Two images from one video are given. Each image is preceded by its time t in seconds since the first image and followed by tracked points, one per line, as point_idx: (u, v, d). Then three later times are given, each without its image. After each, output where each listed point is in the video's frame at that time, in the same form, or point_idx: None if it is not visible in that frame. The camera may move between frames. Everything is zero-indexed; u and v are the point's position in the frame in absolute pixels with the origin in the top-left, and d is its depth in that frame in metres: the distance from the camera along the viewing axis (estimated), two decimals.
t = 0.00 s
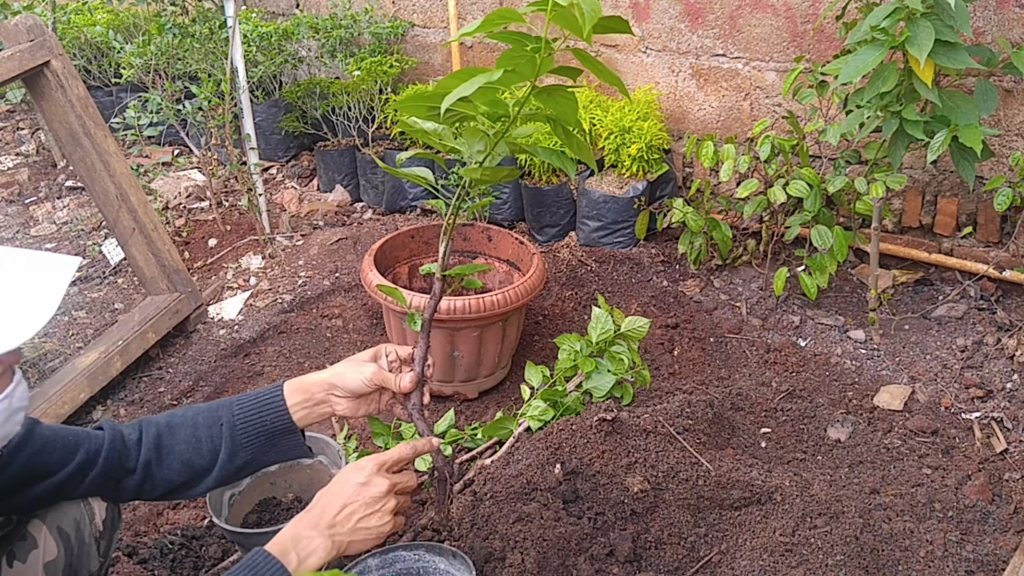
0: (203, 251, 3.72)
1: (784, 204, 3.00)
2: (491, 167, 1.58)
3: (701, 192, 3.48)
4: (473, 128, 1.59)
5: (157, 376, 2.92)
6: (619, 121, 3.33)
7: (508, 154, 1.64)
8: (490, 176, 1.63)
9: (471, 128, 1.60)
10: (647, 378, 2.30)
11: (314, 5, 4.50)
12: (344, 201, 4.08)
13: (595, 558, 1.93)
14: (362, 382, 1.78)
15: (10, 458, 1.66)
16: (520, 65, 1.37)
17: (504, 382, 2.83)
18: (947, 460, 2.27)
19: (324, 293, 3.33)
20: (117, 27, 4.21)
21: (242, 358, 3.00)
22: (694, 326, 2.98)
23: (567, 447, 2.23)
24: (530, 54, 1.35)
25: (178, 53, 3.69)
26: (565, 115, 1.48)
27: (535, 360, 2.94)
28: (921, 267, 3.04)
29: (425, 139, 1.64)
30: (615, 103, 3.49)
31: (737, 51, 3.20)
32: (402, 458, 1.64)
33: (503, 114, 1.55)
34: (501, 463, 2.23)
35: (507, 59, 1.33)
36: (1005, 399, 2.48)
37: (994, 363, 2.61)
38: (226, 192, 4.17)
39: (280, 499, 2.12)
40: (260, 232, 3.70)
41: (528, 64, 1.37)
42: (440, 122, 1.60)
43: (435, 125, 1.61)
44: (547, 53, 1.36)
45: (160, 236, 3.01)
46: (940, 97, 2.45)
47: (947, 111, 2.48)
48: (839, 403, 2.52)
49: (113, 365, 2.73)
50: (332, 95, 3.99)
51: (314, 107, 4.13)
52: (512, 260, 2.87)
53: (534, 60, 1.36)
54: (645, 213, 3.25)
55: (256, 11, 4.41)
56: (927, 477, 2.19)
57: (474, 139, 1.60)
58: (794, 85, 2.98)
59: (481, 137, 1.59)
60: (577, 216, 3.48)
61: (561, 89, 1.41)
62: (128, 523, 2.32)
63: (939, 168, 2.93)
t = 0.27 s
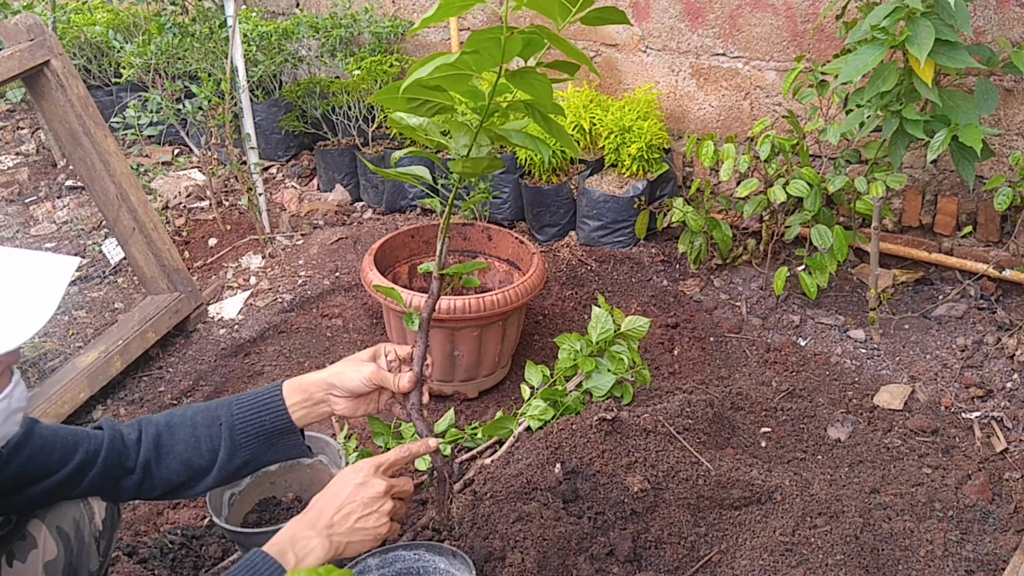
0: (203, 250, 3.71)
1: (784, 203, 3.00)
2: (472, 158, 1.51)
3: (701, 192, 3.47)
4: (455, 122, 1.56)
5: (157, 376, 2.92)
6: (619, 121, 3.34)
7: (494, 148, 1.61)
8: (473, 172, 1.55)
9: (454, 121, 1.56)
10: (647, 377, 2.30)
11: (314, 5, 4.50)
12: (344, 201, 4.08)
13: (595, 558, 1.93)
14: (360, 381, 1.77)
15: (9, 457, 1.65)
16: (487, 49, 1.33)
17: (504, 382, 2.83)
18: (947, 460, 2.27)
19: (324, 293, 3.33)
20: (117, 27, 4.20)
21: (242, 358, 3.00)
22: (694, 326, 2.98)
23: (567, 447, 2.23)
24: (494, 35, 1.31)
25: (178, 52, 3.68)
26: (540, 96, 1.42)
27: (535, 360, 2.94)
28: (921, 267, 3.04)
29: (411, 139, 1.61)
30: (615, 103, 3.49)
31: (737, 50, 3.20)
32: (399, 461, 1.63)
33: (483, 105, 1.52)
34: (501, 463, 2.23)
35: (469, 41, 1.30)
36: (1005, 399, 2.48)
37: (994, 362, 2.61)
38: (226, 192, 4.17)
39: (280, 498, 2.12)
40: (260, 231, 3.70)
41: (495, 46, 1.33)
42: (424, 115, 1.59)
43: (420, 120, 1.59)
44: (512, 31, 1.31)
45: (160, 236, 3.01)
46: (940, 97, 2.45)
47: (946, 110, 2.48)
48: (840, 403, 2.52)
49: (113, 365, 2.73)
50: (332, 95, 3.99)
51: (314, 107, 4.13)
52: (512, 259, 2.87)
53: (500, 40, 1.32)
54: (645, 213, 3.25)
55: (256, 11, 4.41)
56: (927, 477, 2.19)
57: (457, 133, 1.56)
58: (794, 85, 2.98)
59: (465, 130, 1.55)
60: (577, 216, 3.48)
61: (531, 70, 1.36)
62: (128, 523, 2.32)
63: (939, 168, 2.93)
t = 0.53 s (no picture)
0: (203, 251, 3.71)
1: (784, 203, 3.01)
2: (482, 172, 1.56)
3: (701, 192, 3.47)
4: (463, 133, 1.59)
5: (157, 376, 2.92)
6: (619, 121, 3.34)
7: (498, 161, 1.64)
8: (478, 184, 1.60)
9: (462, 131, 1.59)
10: (647, 378, 2.30)
11: (314, 5, 4.50)
12: (344, 201, 4.08)
13: (595, 558, 1.93)
14: (362, 384, 1.77)
15: (10, 459, 1.66)
16: (501, 72, 1.35)
17: (504, 382, 2.83)
18: (947, 460, 2.27)
19: (324, 293, 3.33)
20: (117, 27, 4.20)
21: (242, 358, 3.00)
22: (694, 326, 2.98)
23: (567, 447, 2.23)
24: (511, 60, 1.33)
25: (178, 52, 3.69)
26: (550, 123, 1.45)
27: (535, 360, 2.94)
28: (921, 267, 3.04)
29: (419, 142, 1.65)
30: (615, 103, 3.49)
31: (737, 51, 3.20)
32: (397, 462, 1.63)
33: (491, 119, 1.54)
34: (501, 463, 2.23)
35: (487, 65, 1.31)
36: (1005, 399, 2.48)
37: (994, 363, 2.61)
38: (226, 192, 4.17)
39: (280, 499, 2.12)
40: (260, 232, 3.70)
41: (509, 70, 1.35)
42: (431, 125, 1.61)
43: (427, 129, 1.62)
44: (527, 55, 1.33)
45: (160, 236, 3.01)
46: (940, 97, 2.45)
47: (946, 110, 2.48)
48: (839, 403, 2.52)
49: (113, 365, 2.73)
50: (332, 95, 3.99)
51: (314, 107, 4.13)
52: (512, 260, 2.87)
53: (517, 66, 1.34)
54: (645, 213, 3.25)
55: (256, 11, 4.41)
56: (927, 477, 2.19)
57: (466, 143, 1.59)
58: (794, 85, 2.98)
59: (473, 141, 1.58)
60: (578, 216, 3.48)
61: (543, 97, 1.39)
62: (128, 523, 2.32)
63: (939, 168, 2.93)
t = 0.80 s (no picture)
0: (203, 250, 3.71)
1: (784, 203, 3.00)
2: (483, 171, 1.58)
3: (701, 192, 3.47)
4: (463, 135, 1.60)
5: (157, 376, 2.92)
6: (619, 121, 3.34)
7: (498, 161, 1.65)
8: (480, 182, 1.61)
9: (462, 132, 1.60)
10: (647, 377, 2.30)
11: (314, 5, 4.50)
12: (344, 201, 4.08)
13: (595, 558, 1.93)
14: (364, 387, 1.77)
15: (10, 461, 1.65)
16: (500, 74, 1.35)
17: (504, 382, 2.82)
18: (947, 460, 2.26)
19: (324, 293, 3.33)
20: (117, 27, 4.20)
21: (242, 358, 3.00)
22: (694, 326, 2.97)
23: (567, 447, 2.23)
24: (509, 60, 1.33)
25: (177, 52, 3.68)
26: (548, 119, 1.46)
27: (535, 360, 2.94)
28: (921, 267, 3.04)
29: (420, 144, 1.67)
30: (615, 103, 3.49)
31: (737, 50, 3.20)
32: (392, 467, 1.65)
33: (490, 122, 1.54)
34: (501, 463, 2.23)
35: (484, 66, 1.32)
36: (1005, 399, 2.48)
37: (994, 362, 2.61)
38: (226, 192, 4.17)
39: (281, 499, 2.12)
40: (260, 231, 3.70)
41: (507, 70, 1.35)
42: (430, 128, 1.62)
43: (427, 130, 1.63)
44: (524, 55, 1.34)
45: (160, 236, 3.01)
46: (940, 97, 2.45)
47: (946, 110, 2.48)
48: (840, 403, 2.52)
49: (113, 365, 2.73)
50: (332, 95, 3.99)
51: (314, 106, 4.13)
52: (512, 259, 2.87)
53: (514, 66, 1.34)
54: (645, 213, 3.25)
55: (256, 11, 4.41)
56: (927, 477, 2.19)
57: (467, 145, 1.61)
58: (794, 85, 2.98)
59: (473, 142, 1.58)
60: (577, 216, 3.48)
61: (540, 93, 1.39)
62: (128, 523, 2.32)
63: (939, 168, 2.93)
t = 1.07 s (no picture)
0: (203, 250, 3.71)
1: (784, 203, 3.01)
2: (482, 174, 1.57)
3: (701, 192, 3.47)
4: (463, 137, 1.58)
5: (157, 376, 2.92)
6: (619, 121, 3.34)
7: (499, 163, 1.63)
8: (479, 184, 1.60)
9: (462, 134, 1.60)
10: (647, 377, 2.30)
11: (314, 5, 4.50)
12: (344, 201, 4.08)
13: (595, 558, 1.93)
14: (364, 388, 1.77)
15: (11, 461, 1.65)
16: (502, 70, 1.36)
17: (504, 382, 2.83)
18: (947, 460, 2.27)
19: (324, 293, 3.33)
20: (117, 27, 4.20)
21: (242, 358, 3.00)
22: (694, 326, 2.98)
23: (567, 447, 2.23)
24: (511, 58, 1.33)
25: (177, 52, 3.69)
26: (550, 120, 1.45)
27: (535, 360, 2.94)
28: (921, 267, 3.04)
29: (419, 147, 1.68)
30: (615, 103, 3.49)
31: (737, 50, 3.20)
32: (393, 469, 1.65)
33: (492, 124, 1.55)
34: (501, 463, 2.23)
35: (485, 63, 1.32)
36: (1005, 399, 2.48)
37: (994, 363, 2.61)
38: (226, 192, 4.17)
39: (281, 499, 2.12)
40: (260, 232, 3.70)
41: (510, 67, 1.36)
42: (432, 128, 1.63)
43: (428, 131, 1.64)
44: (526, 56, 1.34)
45: (160, 236, 3.01)
46: (940, 97, 2.45)
47: (946, 110, 2.48)
48: (839, 403, 2.52)
49: (113, 365, 2.73)
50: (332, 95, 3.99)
51: (314, 107, 4.13)
52: (512, 260, 2.87)
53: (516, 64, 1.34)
54: (645, 213, 3.25)
55: (256, 11, 4.41)
56: (927, 477, 2.19)
57: (466, 147, 1.59)
58: (794, 85, 2.99)
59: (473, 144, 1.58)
60: (577, 216, 3.48)
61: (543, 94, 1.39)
62: (128, 523, 2.32)
63: (939, 168, 2.93)
